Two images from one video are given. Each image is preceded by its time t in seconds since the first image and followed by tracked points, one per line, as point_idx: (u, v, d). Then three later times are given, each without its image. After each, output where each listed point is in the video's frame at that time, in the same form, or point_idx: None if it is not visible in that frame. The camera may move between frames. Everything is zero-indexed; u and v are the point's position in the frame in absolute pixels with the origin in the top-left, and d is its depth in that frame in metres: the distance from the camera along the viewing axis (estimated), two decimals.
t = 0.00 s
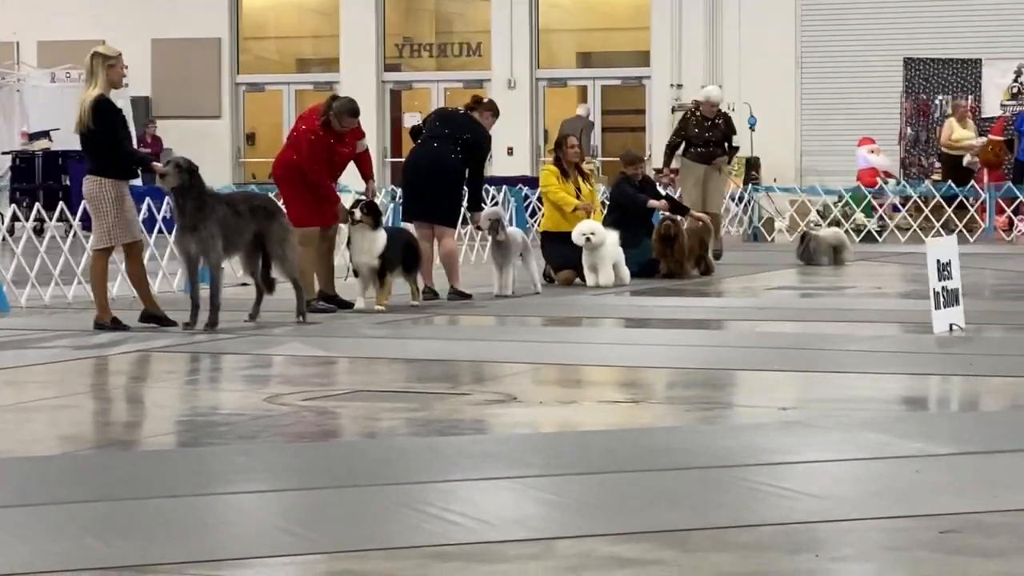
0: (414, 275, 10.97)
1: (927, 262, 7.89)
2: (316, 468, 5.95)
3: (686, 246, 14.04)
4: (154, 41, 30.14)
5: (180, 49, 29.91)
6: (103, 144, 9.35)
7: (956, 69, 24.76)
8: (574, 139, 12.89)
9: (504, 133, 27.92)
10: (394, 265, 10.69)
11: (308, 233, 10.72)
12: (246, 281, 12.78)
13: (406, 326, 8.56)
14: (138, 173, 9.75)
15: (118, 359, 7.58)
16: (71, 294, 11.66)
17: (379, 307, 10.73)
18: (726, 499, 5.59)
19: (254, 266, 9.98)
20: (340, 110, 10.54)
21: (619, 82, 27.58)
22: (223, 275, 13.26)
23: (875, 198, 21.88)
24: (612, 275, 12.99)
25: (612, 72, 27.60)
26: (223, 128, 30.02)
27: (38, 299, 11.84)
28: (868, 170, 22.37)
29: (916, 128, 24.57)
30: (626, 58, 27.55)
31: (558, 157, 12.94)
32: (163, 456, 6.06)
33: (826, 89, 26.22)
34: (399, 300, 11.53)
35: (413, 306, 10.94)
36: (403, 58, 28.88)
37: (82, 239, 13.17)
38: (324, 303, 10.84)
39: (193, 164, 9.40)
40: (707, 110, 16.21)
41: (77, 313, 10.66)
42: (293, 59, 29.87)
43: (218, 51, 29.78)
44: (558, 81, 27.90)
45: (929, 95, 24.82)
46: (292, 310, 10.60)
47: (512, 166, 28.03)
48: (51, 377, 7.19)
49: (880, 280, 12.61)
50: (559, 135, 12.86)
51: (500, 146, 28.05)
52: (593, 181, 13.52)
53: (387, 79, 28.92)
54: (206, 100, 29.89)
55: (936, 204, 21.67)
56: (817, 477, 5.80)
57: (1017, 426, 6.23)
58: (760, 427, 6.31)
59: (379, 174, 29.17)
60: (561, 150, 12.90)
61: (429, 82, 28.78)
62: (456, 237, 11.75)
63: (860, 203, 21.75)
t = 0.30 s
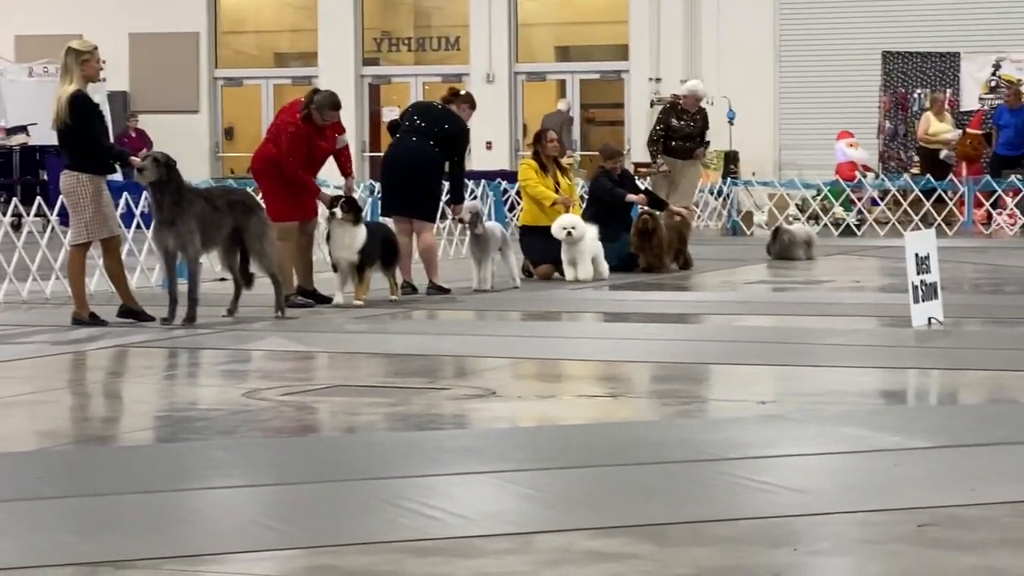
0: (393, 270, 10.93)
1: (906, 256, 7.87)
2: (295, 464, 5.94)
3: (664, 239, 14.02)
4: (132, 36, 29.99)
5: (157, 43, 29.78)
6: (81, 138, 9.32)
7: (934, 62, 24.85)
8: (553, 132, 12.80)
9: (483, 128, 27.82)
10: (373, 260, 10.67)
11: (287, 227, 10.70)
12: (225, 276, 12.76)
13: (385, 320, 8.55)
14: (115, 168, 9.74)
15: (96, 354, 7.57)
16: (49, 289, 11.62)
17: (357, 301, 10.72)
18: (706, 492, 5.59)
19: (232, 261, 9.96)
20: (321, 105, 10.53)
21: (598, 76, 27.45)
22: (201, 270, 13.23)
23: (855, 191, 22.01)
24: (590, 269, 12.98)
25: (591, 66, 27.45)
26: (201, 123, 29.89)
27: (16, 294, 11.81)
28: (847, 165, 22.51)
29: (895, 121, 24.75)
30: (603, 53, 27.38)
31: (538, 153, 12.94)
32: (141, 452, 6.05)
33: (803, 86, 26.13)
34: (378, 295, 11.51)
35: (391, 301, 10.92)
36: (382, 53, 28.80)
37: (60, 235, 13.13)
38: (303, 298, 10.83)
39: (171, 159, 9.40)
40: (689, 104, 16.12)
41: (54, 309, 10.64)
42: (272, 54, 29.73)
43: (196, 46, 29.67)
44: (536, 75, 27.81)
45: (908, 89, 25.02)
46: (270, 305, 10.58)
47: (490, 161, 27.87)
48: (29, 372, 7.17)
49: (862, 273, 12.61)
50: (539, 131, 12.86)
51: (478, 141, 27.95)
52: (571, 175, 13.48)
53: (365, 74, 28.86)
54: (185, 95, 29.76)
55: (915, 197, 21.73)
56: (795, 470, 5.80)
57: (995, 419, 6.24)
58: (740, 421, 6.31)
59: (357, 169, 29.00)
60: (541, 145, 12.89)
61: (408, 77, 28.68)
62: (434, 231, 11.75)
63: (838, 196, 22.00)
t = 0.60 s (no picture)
0: (374, 263, 10.93)
1: (886, 246, 7.89)
2: (276, 457, 5.93)
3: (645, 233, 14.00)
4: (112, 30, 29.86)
5: (137, 38, 29.72)
6: (61, 131, 9.32)
7: (914, 57, 25.02)
8: (533, 124, 12.73)
9: (463, 121, 27.92)
10: (354, 253, 10.65)
11: (267, 220, 10.74)
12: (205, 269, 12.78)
13: (366, 313, 8.55)
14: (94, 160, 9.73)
15: (77, 347, 7.56)
16: (29, 283, 11.61)
17: (338, 293, 10.73)
18: (686, 485, 5.59)
19: (212, 254, 9.96)
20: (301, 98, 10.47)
21: (577, 70, 27.48)
22: (182, 264, 13.24)
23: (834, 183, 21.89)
24: (569, 262, 12.88)
25: (568, 60, 27.53)
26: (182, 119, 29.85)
27: None
28: (827, 156, 22.23)
29: (874, 114, 25.00)
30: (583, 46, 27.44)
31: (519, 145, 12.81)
32: (122, 445, 6.03)
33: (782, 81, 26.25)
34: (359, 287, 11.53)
35: (373, 293, 10.92)
36: (363, 47, 28.81)
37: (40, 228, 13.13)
38: (284, 292, 10.78)
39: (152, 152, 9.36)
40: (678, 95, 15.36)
41: (35, 303, 10.64)
42: (252, 48, 29.67)
43: (178, 42, 29.63)
44: (516, 69, 27.84)
45: (888, 83, 25.24)
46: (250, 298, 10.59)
47: (470, 154, 27.95)
48: (9, 365, 7.16)
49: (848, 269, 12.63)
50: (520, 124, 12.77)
51: (457, 134, 28.01)
52: (552, 169, 13.39)
53: (346, 68, 28.87)
54: (165, 90, 29.70)
55: (896, 189, 21.74)
56: (775, 463, 5.80)
57: (973, 410, 6.24)
58: (720, 413, 6.31)
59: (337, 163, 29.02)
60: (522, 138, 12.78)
61: (388, 71, 28.70)
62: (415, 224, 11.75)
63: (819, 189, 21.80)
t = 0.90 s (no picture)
0: (357, 258, 10.89)
1: (869, 242, 7.89)
2: (260, 453, 5.93)
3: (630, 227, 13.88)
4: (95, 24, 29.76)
5: (120, 32, 29.61)
6: (44, 127, 9.31)
7: (898, 50, 24.84)
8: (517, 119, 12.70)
9: (448, 116, 27.83)
10: (337, 248, 10.63)
11: (251, 216, 10.70)
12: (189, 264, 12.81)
13: (348, 309, 8.55)
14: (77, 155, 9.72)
15: (59, 343, 7.55)
16: (14, 277, 11.63)
17: (323, 289, 10.68)
18: (670, 481, 5.59)
19: (197, 250, 9.98)
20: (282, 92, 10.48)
21: (562, 64, 27.51)
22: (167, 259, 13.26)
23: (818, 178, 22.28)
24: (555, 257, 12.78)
25: (553, 54, 27.54)
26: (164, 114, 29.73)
27: None
28: (811, 152, 22.63)
29: (858, 108, 24.57)
30: (570, 40, 27.42)
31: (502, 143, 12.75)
32: (106, 441, 6.03)
33: (768, 72, 26.20)
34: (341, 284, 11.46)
35: (357, 290, 10.87)
36: (346, 41, 28.75)
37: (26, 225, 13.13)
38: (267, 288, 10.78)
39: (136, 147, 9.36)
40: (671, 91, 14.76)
41: (18, 297, 10.64)
42: (237, 43, 29.69)
43: (159, 34, 29.51)
44: (501, 63, 27.81)
45: (872, 77, 24.83)
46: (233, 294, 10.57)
47: (455, 150, 27.83)
48: None
49: (841, 260, 12.63)
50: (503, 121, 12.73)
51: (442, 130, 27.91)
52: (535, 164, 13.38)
53: (330, 62, 28.80)
54: (148, 82, 29.53)
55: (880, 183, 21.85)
56: (759, 458, 5.81)
57: (957, 405, 6.25)
58: (705, 409, 6.32)
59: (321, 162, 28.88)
60: (504, 134, 12.73)
61: (371, 65, 28.62)
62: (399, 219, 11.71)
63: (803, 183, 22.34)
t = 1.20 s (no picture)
0: (302, 246, 9.39)
1: (958, 225, 6.63)
2: (170, 492, 4.56)
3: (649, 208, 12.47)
4: None
5: None
6: None
7: None
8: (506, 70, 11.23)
9: (422, 65, 25.21)
10: (275, 231, 9.09)
11: (163, 190, 9.03)
12: (85, 254, 11.44)
13: (296, 312, 7.20)
14: None
15: None
16: None
17: (257, 285, 9.15)
18: (703, 529, 4.22)
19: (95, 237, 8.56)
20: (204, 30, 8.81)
21: None
22: (56, 248, 11.86)
23: (891, 141, 19.69)
24: (555, 244, 11.42)
25: None
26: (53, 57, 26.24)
27: None
28: (883, 108, 20.17)
29: (942, 54, 22.85)
30: None
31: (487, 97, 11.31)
32: None
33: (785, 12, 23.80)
34: (286, 277, 10.04)
35: (300, 286, 9.39)
36: None
37: None
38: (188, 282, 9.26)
39: (20, 106, 7.82)
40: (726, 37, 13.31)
41: None
42: None
43: None
44: None
45: (961, 14, 22.71)
46: (143, 292, 9.11)
47: (426, 104, 25.19)
48: None
49: (890, 249, 11.24)
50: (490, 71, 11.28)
51: (413, 81, 25.26)
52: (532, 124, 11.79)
53: None
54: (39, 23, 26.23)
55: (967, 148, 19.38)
56: (816, 503, 4.44)
57: None
58: (742, 439, 4.96)
59: (259, 111, 26.02)
60: (490, 87, 11.29)
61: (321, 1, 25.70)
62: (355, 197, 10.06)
63: (872, 149, 19.77)
